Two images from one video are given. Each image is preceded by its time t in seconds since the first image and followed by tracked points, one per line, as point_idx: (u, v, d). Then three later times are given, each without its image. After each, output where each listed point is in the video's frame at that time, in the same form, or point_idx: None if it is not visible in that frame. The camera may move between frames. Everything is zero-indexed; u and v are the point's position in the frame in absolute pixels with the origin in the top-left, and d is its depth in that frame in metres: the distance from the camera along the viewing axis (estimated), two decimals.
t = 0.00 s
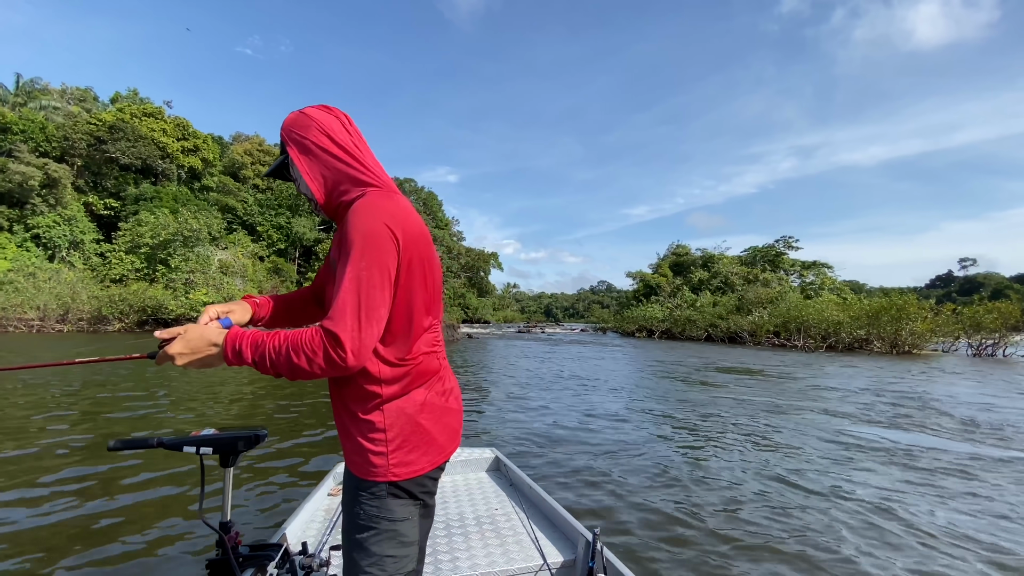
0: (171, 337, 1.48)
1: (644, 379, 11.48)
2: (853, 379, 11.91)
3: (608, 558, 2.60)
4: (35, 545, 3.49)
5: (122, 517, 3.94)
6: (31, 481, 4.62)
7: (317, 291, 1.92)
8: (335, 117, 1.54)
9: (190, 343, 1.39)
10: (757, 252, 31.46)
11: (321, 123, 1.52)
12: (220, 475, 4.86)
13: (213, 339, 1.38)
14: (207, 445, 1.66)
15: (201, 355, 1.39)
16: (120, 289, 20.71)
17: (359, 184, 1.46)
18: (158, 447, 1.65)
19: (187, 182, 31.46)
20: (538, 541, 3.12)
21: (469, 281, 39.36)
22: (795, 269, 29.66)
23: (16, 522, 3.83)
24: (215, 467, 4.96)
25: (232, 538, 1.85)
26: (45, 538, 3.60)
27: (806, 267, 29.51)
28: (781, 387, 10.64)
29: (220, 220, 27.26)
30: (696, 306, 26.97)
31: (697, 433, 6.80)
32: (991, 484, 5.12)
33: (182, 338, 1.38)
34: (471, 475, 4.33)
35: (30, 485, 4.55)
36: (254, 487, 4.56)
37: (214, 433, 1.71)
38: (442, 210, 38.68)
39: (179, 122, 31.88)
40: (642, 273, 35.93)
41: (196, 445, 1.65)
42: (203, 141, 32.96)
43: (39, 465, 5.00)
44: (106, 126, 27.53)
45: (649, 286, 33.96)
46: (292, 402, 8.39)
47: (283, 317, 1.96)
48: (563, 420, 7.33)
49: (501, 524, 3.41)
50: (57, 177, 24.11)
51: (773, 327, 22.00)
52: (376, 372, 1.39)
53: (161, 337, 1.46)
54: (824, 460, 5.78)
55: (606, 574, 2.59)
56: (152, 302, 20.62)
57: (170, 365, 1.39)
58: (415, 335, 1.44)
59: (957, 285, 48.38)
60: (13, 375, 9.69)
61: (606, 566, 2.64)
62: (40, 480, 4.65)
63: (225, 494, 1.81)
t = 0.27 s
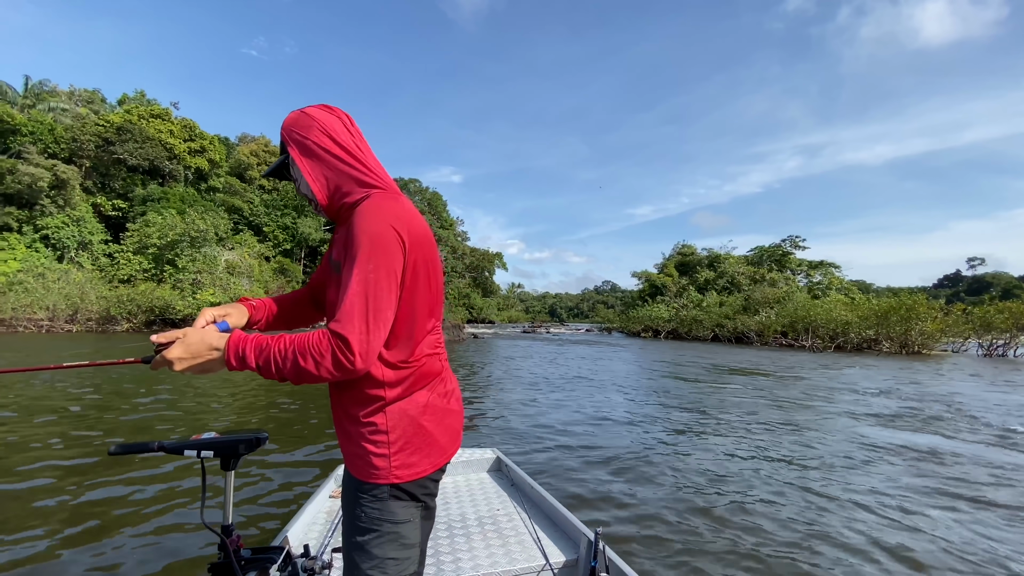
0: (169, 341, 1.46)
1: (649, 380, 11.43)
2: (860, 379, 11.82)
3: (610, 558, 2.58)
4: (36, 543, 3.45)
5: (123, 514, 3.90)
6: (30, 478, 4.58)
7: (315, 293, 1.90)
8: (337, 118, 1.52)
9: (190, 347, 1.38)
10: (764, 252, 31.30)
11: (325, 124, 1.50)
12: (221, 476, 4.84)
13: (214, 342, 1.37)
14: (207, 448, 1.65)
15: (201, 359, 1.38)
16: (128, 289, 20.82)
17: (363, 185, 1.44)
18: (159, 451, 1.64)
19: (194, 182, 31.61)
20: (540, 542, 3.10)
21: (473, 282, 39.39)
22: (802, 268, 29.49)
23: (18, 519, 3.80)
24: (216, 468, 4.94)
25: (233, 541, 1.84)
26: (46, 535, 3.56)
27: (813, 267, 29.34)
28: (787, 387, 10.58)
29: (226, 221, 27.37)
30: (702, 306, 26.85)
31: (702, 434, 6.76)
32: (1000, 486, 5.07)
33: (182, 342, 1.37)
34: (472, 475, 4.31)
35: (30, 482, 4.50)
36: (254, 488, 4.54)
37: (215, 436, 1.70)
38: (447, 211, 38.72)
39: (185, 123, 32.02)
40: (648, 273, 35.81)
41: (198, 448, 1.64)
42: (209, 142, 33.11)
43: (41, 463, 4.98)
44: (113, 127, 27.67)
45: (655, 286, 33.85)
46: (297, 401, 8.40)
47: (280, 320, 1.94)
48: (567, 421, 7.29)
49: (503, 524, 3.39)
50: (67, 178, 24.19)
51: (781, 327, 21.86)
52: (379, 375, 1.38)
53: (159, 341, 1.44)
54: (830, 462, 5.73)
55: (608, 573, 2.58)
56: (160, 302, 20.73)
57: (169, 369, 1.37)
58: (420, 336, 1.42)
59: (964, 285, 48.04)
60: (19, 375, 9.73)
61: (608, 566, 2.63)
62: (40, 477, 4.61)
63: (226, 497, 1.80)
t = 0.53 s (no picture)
0: (175, 349, 1.46)
1: (654, 380, 11.39)
2: (867, 380, 11.72)
3: (610, 557, 2.57)
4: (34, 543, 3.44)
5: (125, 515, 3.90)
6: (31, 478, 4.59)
7: (315, 295, 1.89)
8: (347, 118, 1.51)
9: (198, 352, 1.37)
10: (770, 251, 31.15)
11: (332, 123, 1.49)
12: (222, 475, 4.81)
13: (222, 348, 1.37)
14: (208, 449, 1.64)
15: (209, 364, 1.37)
16: (136, 289, 20.93)
17: (368, 186, 1.44)
18: (159, 452, 1.63)
19: (201, 183, 31.77)
20: (540, 541, 3.09)
21: (478, 282, 39.42)
22: (808, 268, 29.34)
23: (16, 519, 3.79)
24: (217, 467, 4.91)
25: (233, 542, 1.83)
26: (42, 536, 3.55)
27: (820, 267, 29.17)
28: (793, 388, 10.52)
29: (233, 221, 27.49)
30: (709, 306, 26.74)
31: (706, 435, 6.72)
32: (1008, 487, 5.01)
33: (191, 348, 1.37)
34: (472, 475, 4.29)
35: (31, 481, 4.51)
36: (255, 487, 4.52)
37: (214, 437, 1.69)
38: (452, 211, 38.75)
39: (192, 124, 32.19)
40: (653, 273, 35.71)
41: (197, 449, 1.63)
42: (216, 143, 33.27)
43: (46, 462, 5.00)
44: (121, 129, 27.84)
45: (661, 286, 33.75)
46: (302, 401, 8.42)
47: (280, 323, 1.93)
48: (572, 421, 7.27)
49: (503, 524, 3.37)
50: (76, 179, 24.34)
51: (788, 328, 21.73)
52: (381, 377, 1.37)
53: (167, 349, 1.45)
54: (836, 463, 5.68)
55: (608, 573, 2.56)
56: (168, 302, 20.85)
57: (179, 375, 1.37)
58: (422, 338, 1.42)
59: (973, 285, 47.67)
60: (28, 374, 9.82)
61: (609, 566, 2.61)
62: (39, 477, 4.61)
63: (226, 498, 1.79)
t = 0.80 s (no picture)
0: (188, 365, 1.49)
1: (658, 380, 11.34)
2: (874, 380, 11.62)
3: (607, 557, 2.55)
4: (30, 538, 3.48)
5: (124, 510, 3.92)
6: (38, 475, 4.66)
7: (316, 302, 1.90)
8: (340, 121, 1.51)
9: (203, 366, 1.40)
10: (777, 251, 30.99)
11: (325, 127, 1.50)
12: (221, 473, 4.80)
13: (222, 359, 1.39)
14: (205, 447, 1.64)
15: (212, 374, 1.39)
16: (144, 290, 21.07)
17: (355, 188, 1.44)
18: (156, 450, 1.63)
19: (208, 184, 31.96)
20: (538, 541, 3.07)
21: (483, 282, 39.47)
22: (816, 267, 29.16)
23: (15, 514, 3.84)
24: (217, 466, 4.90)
25: (230, 540, 1.83)
26: (41, 532, 3.57)
27: (827, 266, 28.99)
28: (799, 388, 10.45)
29: (239, 222, 27.64)
30: (715, 306, 26.64)
31: (709, 436, 6.68)
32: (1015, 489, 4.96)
33: (197, 362, 1.39)
34: (470, 475, 4.28)
35: (36, 478, 4.57)
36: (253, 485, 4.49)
37: (213, 435, 1.69)
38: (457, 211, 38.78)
39: (199, 125, 32.37)
40: (659, 273, 35.61)
41: (195, 447, 1.63)
42: (223, 144, 33.46)
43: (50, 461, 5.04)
44: (129, 131, 28.04)
45: (666, 286, 33.65)
46: (306, 400, 8.44)
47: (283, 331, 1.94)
48: (575, 422, 7.26)
49: (500, 524, 3.36)
50: (84, 180, 24.69)
51: (796, 328, 21.60)
52: (369, 374, 1.37)
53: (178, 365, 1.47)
54: (840, 464, 5.63)
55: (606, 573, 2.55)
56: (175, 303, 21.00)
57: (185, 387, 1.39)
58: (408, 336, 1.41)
59: (983, 284, 47.24)
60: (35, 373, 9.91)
61: (607, 566, 2.60)
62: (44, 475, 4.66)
63: (224, 496, 1.79)
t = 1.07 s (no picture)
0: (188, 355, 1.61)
1: (663, 381, 11.28)
2: (882, 381, 11.51)
3: (606, 557, 2.54)
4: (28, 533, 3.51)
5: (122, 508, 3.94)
6: (41, 472, 4.72)
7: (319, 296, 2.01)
8: (335, 130, 1.60)
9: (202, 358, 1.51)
10: (784, 251, 30.83)
11: (319, 135, 1.59)
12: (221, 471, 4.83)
13: (211, 352, 1.50)
14: (204, 445, 1.63)
15: (204, 368, 1.49)
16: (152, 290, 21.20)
17: (339, 192, 1.52)
18: (154, 449, 1.63)
19: (215, 185, 32.14)
20: (536, 541, 3.06)
21: (488, 283, 39.52)
22: (823, 267, 28.98)
23: (16, 510, 3.88)
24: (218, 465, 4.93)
25: (228, 538, 1.83)
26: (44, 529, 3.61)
27: (835, 266, 28.81)
28: (805, 389, 10.39)
29: (246, 222, 27.78)
30: (722, 306, 26.51)
31: (712, 437, 6.64)
32: None
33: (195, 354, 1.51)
34: (469, 475, 4.26)
35: (39, 475, 4.63)
36: (254, 482, 4.52)
37: (211, 433, 1.68)
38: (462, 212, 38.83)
39: (206, 127, 32.56)
40: (665, 273, 35.49)
41: (194, 445, 1.63)
42: (230, 145, 33.64)
43: (55, 459, 5.08)
44: (137, 132, 28.24)
45: (672, 286, 33.53)
46: (310, 399, 8.46)
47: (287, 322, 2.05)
48: (578, 422, 7.24)
49: (499, 524, 3.34)
50: (93, 181, 24.81)
51: (804, 328, 21.44)
52: (354, 369, 1.47)
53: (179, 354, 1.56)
54: (843, 465, 5.59)
55: (604, 573, 2.54)
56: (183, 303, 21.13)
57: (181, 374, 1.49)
58: (390, 333, 1.48)
59: (992, 284, 46.85)
60: (42, 373, 9.97)
61: (605, 566, 2.59)
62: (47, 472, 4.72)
63: (222, 495, 1.79)
